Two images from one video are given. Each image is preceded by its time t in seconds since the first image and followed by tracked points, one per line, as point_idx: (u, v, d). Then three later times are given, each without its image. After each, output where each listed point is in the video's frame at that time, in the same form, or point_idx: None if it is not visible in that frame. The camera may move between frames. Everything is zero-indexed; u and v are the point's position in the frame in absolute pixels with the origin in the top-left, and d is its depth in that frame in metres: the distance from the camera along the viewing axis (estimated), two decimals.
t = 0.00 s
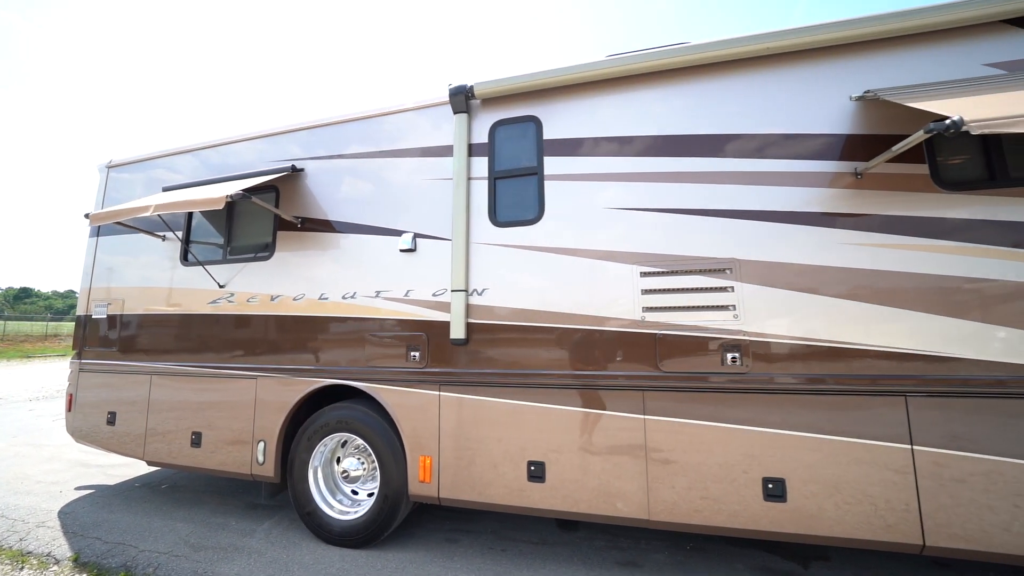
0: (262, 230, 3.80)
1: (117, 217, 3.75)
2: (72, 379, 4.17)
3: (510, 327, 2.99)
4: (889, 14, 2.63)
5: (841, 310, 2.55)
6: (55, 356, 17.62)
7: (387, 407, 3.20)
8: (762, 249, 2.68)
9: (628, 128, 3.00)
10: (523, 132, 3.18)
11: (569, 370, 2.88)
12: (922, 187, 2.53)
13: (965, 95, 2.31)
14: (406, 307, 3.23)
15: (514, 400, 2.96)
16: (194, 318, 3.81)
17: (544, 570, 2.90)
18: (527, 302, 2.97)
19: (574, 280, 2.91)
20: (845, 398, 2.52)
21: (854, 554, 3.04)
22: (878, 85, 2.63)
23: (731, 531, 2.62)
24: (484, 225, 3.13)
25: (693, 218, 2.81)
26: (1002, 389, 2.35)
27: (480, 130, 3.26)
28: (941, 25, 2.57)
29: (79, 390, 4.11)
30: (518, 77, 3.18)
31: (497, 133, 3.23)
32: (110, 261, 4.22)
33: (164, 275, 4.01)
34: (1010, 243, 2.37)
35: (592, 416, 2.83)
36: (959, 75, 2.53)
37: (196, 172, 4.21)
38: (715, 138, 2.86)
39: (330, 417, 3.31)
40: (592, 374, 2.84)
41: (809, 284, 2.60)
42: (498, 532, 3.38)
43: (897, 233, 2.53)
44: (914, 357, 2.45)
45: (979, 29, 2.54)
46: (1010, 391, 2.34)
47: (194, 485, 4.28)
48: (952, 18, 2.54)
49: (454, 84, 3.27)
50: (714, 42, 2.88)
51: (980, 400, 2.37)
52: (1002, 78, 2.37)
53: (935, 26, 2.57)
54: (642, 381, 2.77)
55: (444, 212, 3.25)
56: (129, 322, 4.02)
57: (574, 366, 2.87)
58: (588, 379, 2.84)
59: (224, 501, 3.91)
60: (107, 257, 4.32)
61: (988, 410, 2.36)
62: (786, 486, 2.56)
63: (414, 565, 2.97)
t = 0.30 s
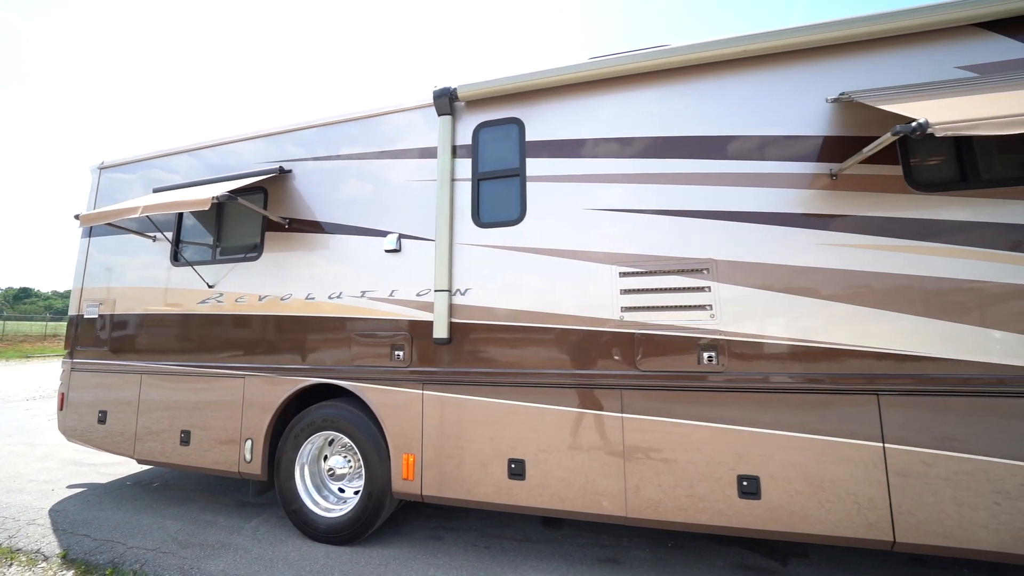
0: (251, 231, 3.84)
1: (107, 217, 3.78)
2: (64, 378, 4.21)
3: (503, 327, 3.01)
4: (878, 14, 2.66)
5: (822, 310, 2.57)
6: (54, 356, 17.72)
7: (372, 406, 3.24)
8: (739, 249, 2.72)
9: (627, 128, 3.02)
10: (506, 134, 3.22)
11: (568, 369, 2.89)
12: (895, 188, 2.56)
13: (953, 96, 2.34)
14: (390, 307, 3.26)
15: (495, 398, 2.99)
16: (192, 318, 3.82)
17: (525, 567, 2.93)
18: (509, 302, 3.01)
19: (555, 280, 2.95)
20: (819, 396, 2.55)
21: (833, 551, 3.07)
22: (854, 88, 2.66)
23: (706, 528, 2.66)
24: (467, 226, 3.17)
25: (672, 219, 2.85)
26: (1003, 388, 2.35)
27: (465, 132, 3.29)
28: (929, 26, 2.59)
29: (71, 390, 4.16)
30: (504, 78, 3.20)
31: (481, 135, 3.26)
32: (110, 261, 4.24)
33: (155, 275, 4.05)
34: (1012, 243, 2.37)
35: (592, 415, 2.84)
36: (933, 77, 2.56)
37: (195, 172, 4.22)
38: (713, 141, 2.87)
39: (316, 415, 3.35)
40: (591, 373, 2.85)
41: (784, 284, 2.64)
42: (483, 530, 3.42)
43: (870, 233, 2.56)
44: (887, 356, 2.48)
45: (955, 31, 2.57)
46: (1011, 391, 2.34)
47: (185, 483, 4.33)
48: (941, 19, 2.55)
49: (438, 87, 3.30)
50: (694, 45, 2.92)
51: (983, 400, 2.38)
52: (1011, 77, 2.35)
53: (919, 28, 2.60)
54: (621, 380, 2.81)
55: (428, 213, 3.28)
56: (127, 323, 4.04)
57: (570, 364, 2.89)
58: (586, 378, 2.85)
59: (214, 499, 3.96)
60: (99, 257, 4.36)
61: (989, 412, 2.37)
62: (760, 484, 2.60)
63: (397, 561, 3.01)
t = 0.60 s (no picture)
0: (238, 231, 3.88)
1: (95, 219, 3.80)
2: (55, 378, 4.25)
3: (486, 326, 3.04)
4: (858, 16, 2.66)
5: (795, 310, 2.61)
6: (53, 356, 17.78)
7: (356, 405, 3.27)
8: (716, 250, 2.75)
9: (626, 128, 3.01)
10: (489, 135, 3.25)
11: (564, 369, 2.89)
12: (868, 189, 2.59)
13: (945, 95, 2.37)
14: (374, 307, 3.30)
15: (476, 396, 3.03)
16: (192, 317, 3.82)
17: (506, 563, 2.96)
18: (490, 301, 3.04)
19: (535, 280, 2.98)
20: (793, 395, 2.59)
21: (811, 549, 3.10)
22: (829, 89, 2.69)
23: (680, 524, 2.71)
24: (450, 227, 3.20)
25: (651, 220, 2.87)
26: (999, 387, 2.36)
27: (448, 133, 3.32)
28: (909, 28, 2.59)
29: (62, 389, 4.20)
30: (488, 80, 3.23)
31: (464, 136, 3.30)
32: (111, 261, 4.25)
33: (145, 275, 4.09)
34: (1000, 244, 2.37)
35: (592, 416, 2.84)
36: (906, 79, 2.59)
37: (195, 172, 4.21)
38: (707, 142, 2.86)
39: (302, 414, 3.39)
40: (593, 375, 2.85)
41: (759, 284, 2.67)
42: (467, 527, 3.45)
43: (843, 234, 2.59)
44: (860, 355, 2.52)
45: (929, 33, 2.59)
46: (1008, 390, 2.35)
47: (176, 482, 4.37)
48: (920, 21, 2.56)
49: (422, 88, 3.33)
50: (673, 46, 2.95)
51: (985, 400, 2.38)
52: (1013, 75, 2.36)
53: (899, 29, 2.60)
54: (599, 378, 2.84)
55: (412, 213, 3.32)
56: (126, 323, 4.05)
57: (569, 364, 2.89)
58: (584, 378, 2.86)
59: (203, 497, 4.00)
60: (90, 258, 4.39)
61: (993, 412, 2.36)
62: (734, 481, 2.64)
63: (380, 558, 3.04)
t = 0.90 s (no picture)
0: (226, 232, 3.91)
1: (82, 220, 3.82)
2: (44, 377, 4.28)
3: (467, 326, 3.07)
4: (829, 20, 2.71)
5: (770, 311, 2.64)
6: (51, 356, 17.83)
7: (340, 405, 3.30)
8: (692, 250, 2.77)
9: (629, 128, 3.00)
10: (472, 137, 3.28)
11: (566, 369, 2.88)
12: (842, 191, 2.62)
13: (947, 96, 2.37)
14: (358, 307, 3.33)
15: (458, 396, 3.06)
16: (194, 319, 3.80)
17: (486, 561, 2.99)
18: (471, 302, 3.07)
19: (514, 281, 3.01)
20: (767, 394, 2.62)
21: (790, 547, 3.12)
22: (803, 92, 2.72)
23: (655, 523, 2.74)
24: (433, 228, 3.23)
25: (630, 221, 2.90)
26: (995, 387, 2.36)
27: (432, 135, 3.35)
28: (879, 33, 2.63)
29: (51, 388, 4.23)
30: (475, 82, 3.25)
31: (447, 138, 3.33)
32: (110, 261, 4.24)
33: (134, 276, 4.12)
34: (973, 245, 2.40)
35: (592, 418, 2.83)
36: (877, 82, 2.62)
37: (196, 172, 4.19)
38: (708, 143, 2.84)
39: (287, 413, 3.42)
40: (596, 375, 2.84)
41: (734, 284, 2.69)
42: (450, 526, 3.48)
43: (817, 236, 2.62)
44: (832, 355, 2.54)
45: (901, 37, 2.62)
46: (1004, 390, 2.35)
47: (165, 480, 4.39)
48: (889, 25, 2.61)
49: (406, 90, 3.36)
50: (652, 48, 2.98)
51: (985, 401, 2.38)
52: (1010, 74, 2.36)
53: (870, 34, 2.64)
54: (577, 378, 2.87)
55: (395, 214, 3.35)
56: (126, 322, 4.03)
57: (573, 364, 2.88)
58: (585, 378, 2.85)
59: (191, 495, 4.03)
60: (79, 258, 4.42)
61: (995, 413, 2.36)
62: (709, 480, 2.67)
63: (363, 555, 3.08)
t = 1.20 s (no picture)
0: (214, 233, 3.94)
1: (71, 222, 3.86)
2: (36, 377, 4.32)
3: (449, 327, 3.10)
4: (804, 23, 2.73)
5: (744, 312, 2.67)
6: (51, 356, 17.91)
7: (325, 405, 3.33)
8: (669, 252, 2.80)
9: (630, 128, 3.00)
10: (455, 139, 3.31)
11: (569, 368, 2.88)
12: (816, 193, 2.65)
13: (949, 95, 2.36)
14: (342, 307, 3.37)
15: (440, 395, 3.09)
16: (195, 319, 3.79)
17: (468, 559, 3.02)
18: (452, 303, 3.10)
19: (495, 282, 3.03)
20: (741, 394, 2.65)
21: (770, 546, 3.14)
22: (778, 94, 2.75)
23: (631, 521, 2.78)
24: (417, 230, 3.26)
25: (610, 223, 2.92)
26: (992, 388, 2.37)
27: (416, 137, 3.39)
28: (851, 36, 2.67)
29: (42, 388, 4.27)
30: (471, 83, 3.25)
31: (430, 140, 3.36)
32: (110, 261, 4.23)
33: (124, 276, 4.16)
34: (949, 246, 2.42)
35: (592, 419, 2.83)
36: (850, 85, 2.65)
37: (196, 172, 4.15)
38: (705, 144, 2.84)
39: (273, 413, 3.46)
40: (597, 374, 2.83)
41: (711, 285, 2.72)
42: (435, 525, 3.51)
43: (792, 237, 2.65)
44: (805, 355, 2.58)
45: (874, 40, 2.66)
46: (999, 391, 2.36)
47: (156, 479, 4.43)
48: (862, 28, 2.64)
49: (390, 93, 3.40)
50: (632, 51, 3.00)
51: (977, 401, 2.38)
52: (1009, 74, 2.37)
53: (843, 38, 2.68)
54: (557, 378, 2.90)
55: (379, 216, 3.38)
56: (125, 322, 4.04)
57: (577, 364, 2.87)
58: (587, 378, 2.84)
59: (180, 494, 4.07)
60: (70, 259, 4.46)
61: (987, 413, 2.37)
62: (684, 479, 2.70)
63: (346, 553, 3.11)
